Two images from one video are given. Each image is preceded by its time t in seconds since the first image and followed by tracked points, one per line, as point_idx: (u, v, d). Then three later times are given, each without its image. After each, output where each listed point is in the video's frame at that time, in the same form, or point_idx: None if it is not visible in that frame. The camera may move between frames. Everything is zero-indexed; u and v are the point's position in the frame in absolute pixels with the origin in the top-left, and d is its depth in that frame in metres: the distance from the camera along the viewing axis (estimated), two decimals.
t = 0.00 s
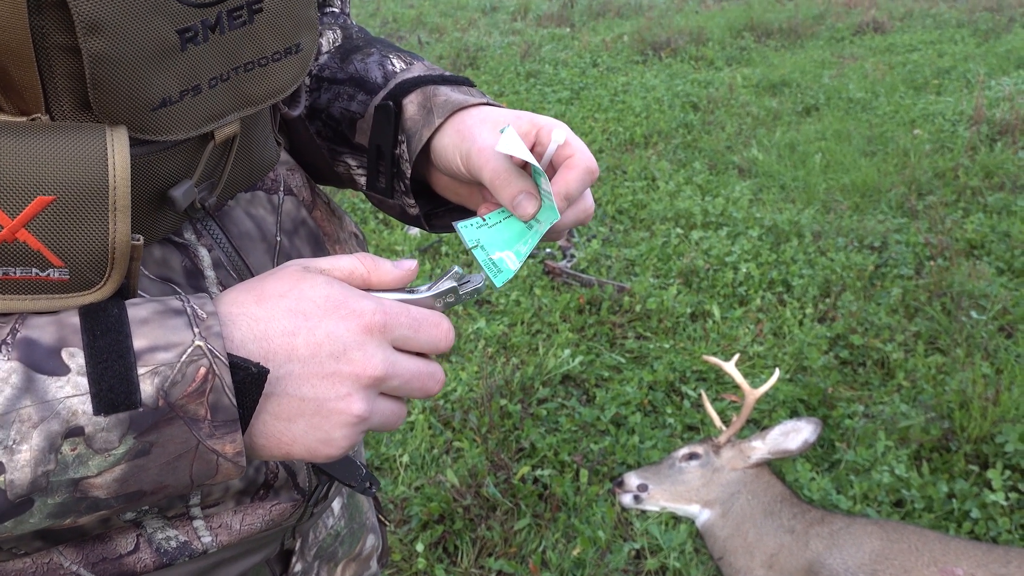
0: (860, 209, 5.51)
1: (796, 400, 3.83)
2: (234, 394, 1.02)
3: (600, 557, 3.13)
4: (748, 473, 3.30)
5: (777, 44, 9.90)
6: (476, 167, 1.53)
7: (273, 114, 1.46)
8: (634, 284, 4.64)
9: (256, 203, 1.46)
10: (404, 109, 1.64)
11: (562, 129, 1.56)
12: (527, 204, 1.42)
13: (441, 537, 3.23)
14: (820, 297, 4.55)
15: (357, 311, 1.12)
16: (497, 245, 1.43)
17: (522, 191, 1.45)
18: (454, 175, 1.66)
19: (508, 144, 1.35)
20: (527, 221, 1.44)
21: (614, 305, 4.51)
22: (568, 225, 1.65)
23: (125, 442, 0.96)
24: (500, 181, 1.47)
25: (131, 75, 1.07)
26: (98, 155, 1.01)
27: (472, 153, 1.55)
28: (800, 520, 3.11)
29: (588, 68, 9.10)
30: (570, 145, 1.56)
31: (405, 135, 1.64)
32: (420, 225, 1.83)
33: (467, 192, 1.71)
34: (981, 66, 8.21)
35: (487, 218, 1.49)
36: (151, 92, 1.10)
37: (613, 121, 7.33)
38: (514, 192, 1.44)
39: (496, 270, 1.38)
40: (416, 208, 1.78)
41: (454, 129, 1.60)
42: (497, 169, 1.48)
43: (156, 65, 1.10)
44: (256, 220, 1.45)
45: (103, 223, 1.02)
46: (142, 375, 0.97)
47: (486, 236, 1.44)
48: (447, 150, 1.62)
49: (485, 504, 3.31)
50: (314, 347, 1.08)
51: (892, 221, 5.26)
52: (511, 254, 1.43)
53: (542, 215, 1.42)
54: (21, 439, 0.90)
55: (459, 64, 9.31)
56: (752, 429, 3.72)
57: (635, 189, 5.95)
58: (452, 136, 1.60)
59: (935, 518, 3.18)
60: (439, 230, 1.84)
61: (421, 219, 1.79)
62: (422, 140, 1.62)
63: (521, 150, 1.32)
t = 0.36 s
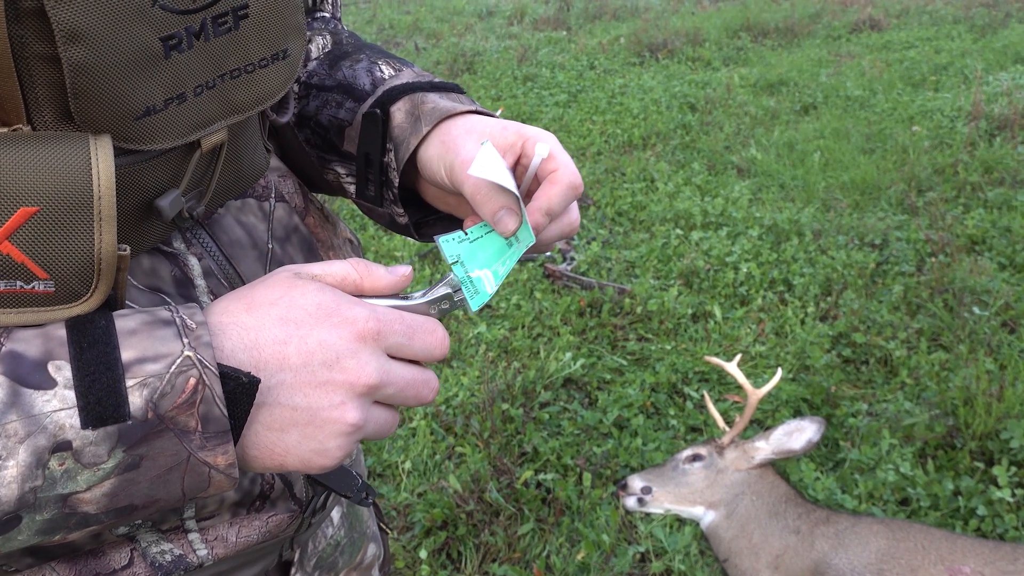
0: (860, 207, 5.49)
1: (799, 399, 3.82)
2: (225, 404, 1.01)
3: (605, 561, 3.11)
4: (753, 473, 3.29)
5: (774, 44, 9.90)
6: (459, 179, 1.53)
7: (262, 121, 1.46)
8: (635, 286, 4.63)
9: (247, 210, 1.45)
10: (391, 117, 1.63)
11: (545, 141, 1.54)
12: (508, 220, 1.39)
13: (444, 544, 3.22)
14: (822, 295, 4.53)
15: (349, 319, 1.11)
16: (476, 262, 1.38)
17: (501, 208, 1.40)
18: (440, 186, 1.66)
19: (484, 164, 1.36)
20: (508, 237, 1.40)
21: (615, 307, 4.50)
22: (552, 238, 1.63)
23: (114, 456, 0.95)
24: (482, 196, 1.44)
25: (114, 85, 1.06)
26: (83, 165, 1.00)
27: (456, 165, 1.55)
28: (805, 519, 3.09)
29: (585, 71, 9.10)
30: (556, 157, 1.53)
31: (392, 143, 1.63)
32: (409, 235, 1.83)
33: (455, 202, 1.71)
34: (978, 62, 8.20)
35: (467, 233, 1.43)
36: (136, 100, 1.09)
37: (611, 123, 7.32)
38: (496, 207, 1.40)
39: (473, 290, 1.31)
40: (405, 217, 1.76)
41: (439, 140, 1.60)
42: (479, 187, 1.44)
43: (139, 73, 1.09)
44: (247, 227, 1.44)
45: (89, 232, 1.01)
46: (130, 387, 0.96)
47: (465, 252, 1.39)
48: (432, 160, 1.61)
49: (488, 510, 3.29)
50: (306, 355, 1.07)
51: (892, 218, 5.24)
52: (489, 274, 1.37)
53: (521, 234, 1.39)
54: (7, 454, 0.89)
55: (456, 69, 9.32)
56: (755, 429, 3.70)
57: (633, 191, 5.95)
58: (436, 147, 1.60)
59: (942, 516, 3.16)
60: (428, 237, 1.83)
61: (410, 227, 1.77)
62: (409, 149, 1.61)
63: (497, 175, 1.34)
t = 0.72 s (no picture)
0: (859, 207, 5.49)
1: (798, 400, 3.81)
2: (210, 410, 1.01)
3: (604, 564, 3.10)
4: (753, 475, 3.29)
5: (771, 45, 9.91)
6: (444, 181, 1.54)
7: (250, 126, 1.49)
8: (633, 288, 4.63)
9: (236, 215, 1.45)
10: (377, 121, 1.63)
11: (530, 144, 1.55)
12: (492, 223, 1.40)
13: (444, 548, 3.21)
14: (821, 296, 4.53)
15: (336, 322, 1.11)
16: (460, 265, 1.36)
17: (481, 209, 1.42)
18: (426, 189, 1.66)
19: (465, 168, 1.36)
20: (492, 240, 1.42)
21: (614, 310, 4.50)
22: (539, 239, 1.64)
23: (98, 463, 0.94)
24: (466, 199, 1.44)
25: (96, 90, 1.06)
26: (65, 170, 1.00)
27: (440, 168, 1.55)
28: (805, 521, 3.09)
29: (583, 74, 9.12)
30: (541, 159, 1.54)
31: (378, 147, 1.63)
32: (398, 239, 1.84)
33: (441, 205, 1.72)
34: (976, 61, 8.20)
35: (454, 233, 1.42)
36: (118, 106, 1.09)
37: (609, 126, 7.33)
38: (480, 210, 1.42)
39: (457, 296, 1.30)
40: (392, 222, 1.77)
41: (424, 144, 1.60)
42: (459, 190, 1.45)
43: (122, 79, 1.09)
44: (236, 232, 1.44)
45: (72, 238, 1.01)
46: (114, 394, 0.96)
47: (450, 253, 1.36)
48: (417, 164, 1.62)
49: (487, 514, 3.29)
50: (293, 358, 1.08)
51: (891, 218, 5.24)
52: (472, 277, 1.36)
53: (505, 237, 1.42)
54: None
55: (454, 73, 9.34)
56: (754, 431, 3.69)
57: (632, 193, 5.95)
58: (421, 150, 1.60)
59: (942, 516, 3.15)
60: (415, 241, 1.84)
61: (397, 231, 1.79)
62: (394, 153, 1.61)
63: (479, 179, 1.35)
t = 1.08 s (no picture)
0: (854, 200, 5.48)
1: (794, 393, 3.80)
2: (188, 397, 1.01)
3: (601, 558, 3.10)
4: (749, 468, 3.29)
5: (767, 39, 9.89)
6: (428, 167, 1.52)
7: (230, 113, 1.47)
8: (629, 283, 4.62)
9: (219, 205, 1.44)
10: (360, 108, 1.63)
11: (513, 127, 1.53)
12: (476, 208, 1.39)
13: (440, 544, 3.20)
14: (817, 289, 4.52)
15: (317, 308, 1.10)
16: (445, 250, 1.36)
17: (464, 194, 1.41)
18: (411, 176, 1.65)
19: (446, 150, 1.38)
20: (476, 225, 1.42)
21: (609, 304, 4.49)
22: (525, 222, 1.63)
23: (74, 451, 0.94)
24: (449, 183, 1.43)
25: (70, 76, 1.05)
26: (37, 155, 0.99)
27: (424, 153, 1.54)
28: (801, 513, 3.09)
29: (578, 70, 9.10)
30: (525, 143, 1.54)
31: (361, 134, 1.63)
32: (383, 228, 1.83)
33: (427, 193, 1.71)
34: (971, 54, 8.20)
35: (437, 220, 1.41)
36: (94, 92, 1.08)
37: (604, 121, 7.32)
38: (463, 195, 1.41)
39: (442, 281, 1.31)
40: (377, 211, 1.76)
41: (407, 130, 1.59)
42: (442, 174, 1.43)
43: (97, 64, 1.09)
44: (219, 222, 1.43)
45: (46, 225, 1.00)
46: (89, 380, 0.95)
47: (434, 239, 1.36)
48: (400, 151, 1.60)
49: (483, 509, 3.28)
50: (272, 344, 1.07)
51: (887, 211, 5.23)
52: (457, 262, 1.36)
53: (490, 220, 1.43)
54: None
55: (449, 71, 9.33)
56: (750, 424, 3.69)
57: (627, 188, 5.94)
58: (404, 137, 1.59)
59: (939, 507, 3.15)
60: (400, 231, 1.84)
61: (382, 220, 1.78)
62: (377, 139, 1.60)
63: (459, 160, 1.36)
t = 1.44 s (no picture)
0: (849, 193, 5.49)
1: (790, 385, 3.81)
2: (178, 387, 1.01)
3: (598, 551, 3.10)
4: (745, 460, 3.31)
5: (761, 33, 9.89)
6: (420, 157, 1.52)
7: (220, 106, 1.49)
8: (625, 277, 4.62)
9: (210, 197, 1.44)
10: (351, 99, 1.63)
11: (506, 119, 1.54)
12: (468, 198, 1.39)
13: (437, 538, 3.20)
14: (812, 281, 4.52)
15: (307, 298, 1.10)
16: (438, 240, 1.37)
17: (456, 184, 1.41)
18: (404, 168, 1.65)
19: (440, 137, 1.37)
20: (469, 215, 1.40)
21: (605, 298, 4.50)
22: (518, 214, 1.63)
23: (64, 442, 0.94)
24: (442, 173, 1.44)
25: (55, 65, 1.05)
26: (24, 145, 0.99)
27: (417, 144, 1.54)
28: (797, 504, 3.11)
29: (573, 65, 9.09)
30: (518, 134, 1.54)
31: (353, 125, 1.63)
32: (374, 220, 1.83)
33: (418, 183, 1.71)
34: (965, 46, 8.20)
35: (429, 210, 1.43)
36: (81, 82, 1.08)
37: (599, 116, 7.31)
38: (456, 184, 1.41)
39: (434, 270, 1.31)
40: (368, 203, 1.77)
41: (399, 119, 1.59)
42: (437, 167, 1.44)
43: (83, 54, 1.09)
44: (211, 214, 1.43)
45: (33, 216, 0.99)
46: (79, 371, 0.95)
47: (426, 229, 1.37)
48: (393, 140, 1.60)
49: (480, 503, 3.28)
50: (263, 334, 1.07)
51: (882, 203, 5.24)
52: (450, 252, 1.36)
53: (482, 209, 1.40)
54: None
55: (444, 67, 9.32)
56: (746, 417, 3.69)
57: (623, 182, 5.94)
58: (397, 128, 1.59)
59: (934, 498, 3.16)
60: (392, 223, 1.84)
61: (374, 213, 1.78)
62: (369, 130, 1.61)
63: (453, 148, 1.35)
